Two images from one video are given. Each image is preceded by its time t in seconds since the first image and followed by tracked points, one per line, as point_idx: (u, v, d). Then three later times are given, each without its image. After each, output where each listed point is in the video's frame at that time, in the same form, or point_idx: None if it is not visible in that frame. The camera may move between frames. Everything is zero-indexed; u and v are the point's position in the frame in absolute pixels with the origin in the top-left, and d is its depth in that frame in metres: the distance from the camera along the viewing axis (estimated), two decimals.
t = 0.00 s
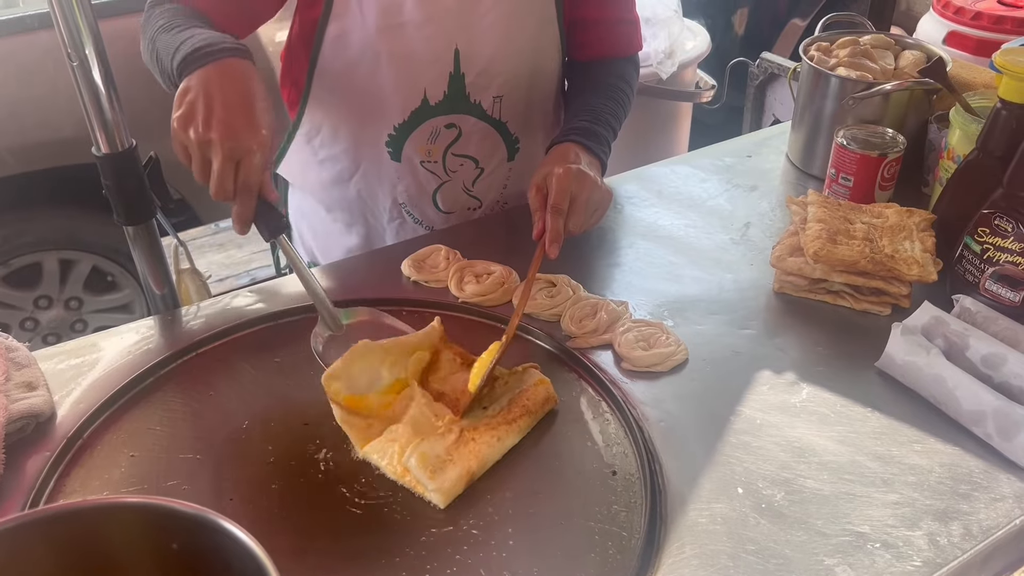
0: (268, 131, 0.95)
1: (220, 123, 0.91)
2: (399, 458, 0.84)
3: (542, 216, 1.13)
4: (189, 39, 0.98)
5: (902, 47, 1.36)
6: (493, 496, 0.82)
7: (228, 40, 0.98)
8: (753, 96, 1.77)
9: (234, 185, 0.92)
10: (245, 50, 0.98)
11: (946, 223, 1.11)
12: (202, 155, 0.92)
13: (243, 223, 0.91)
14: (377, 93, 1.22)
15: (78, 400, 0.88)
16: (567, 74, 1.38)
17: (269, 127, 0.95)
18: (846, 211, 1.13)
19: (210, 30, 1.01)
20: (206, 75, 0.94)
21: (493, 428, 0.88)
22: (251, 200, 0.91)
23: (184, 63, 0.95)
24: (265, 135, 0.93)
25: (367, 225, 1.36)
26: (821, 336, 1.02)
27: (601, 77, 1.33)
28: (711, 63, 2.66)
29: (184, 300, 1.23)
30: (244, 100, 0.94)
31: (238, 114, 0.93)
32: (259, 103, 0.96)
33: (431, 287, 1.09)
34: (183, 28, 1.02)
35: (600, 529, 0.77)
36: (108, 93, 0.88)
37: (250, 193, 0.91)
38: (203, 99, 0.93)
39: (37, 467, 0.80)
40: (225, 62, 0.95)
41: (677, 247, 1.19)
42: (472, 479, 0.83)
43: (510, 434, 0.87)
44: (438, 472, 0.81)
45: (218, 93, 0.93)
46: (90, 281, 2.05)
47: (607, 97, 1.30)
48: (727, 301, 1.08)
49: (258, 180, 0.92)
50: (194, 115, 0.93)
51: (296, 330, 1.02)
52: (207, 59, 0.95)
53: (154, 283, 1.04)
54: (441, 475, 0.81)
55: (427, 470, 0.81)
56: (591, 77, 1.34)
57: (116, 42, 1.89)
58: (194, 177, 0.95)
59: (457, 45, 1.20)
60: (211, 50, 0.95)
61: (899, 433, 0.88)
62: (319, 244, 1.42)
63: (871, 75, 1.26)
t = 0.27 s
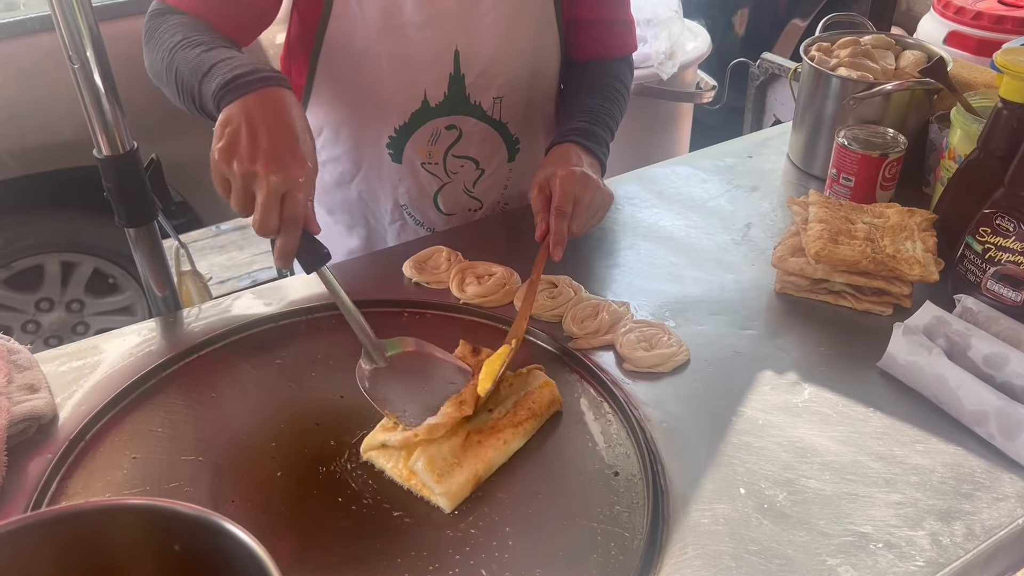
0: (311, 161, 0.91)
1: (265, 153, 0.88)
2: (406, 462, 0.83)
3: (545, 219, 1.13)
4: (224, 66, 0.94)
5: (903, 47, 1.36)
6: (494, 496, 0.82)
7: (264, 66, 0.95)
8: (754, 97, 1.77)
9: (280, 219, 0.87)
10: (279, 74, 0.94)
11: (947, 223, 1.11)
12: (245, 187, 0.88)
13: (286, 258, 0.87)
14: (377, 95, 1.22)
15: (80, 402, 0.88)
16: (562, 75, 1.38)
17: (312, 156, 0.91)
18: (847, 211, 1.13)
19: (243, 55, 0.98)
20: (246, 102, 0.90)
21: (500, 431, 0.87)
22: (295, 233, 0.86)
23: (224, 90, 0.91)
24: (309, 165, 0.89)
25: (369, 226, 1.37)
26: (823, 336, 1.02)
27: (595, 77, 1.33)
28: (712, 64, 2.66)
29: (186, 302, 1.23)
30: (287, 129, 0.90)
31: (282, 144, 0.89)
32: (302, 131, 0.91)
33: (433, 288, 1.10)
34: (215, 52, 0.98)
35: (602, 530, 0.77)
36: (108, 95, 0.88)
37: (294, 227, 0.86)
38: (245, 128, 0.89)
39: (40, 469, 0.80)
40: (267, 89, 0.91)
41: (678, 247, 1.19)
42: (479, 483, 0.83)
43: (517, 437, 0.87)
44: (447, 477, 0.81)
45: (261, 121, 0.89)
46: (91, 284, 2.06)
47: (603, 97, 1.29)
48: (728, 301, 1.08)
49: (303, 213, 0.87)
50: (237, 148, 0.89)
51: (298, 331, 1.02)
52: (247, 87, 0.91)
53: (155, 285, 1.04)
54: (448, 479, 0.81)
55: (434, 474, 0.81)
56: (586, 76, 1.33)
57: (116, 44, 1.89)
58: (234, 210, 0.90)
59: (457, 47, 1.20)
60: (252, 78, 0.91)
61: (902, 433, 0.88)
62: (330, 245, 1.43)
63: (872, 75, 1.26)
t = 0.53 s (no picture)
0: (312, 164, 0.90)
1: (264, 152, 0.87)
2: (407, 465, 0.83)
3: (543, 204, 1.13)
4: (225, 58, 0.95)
5: (902, 48, 1.36)
6: (493, 496, 0.82)
7: (264, 61, 0.95)
8: (754, 97, 1.77)
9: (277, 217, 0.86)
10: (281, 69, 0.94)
11: (947, 223, 1.11)
12: (242, 185, 0.87)
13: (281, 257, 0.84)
14: (377, 96, 1.22)
15: (80, 405, 0.88)
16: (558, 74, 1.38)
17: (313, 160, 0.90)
18: (847, 211, 1.13)
19: (242, 48, 0.98)
20: (248, 98, 0.90)
21: (501, 432, 0.87)
22: (292, 232, 0.84)
23: (224, 82, 0.91)
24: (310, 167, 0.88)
25: (367, 227, 1.37)
26: (823, 337, 1.02)
27: (593, 74, 1.33)
28: (712, 65, 2.66)
29: (186, 304, 1.23)
30: (289, 131, 0.90)
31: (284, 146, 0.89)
32: (305, 136, 0.91)
33: (433, 290, 1.10)
34: (214, 46, 0.98)
35: (601, 531, 0.77)
36: (108, 97, 0.88)
37: (292, 226, 0.85)
38: (247, 127, 0.89)
39: (40, 471, 0.80)
40: (268, 84, 0.91)
41: (678, 248, 1.19)
42: (480, 485, 0.82)
43: (517, 439, 0.87)
44: (448, 479, 0.81)
45: (262, 121, 0.89)
46: (92, 286, 2.06)
47: (598, 91, 1.29)
48: (728, 302, 1.08)
49: (302, 214, 0.86)
50: (237, 146, 0.88)
51: (297, 333, 1.02)
52: (249, 81, 0.91)
53: (156, 287, 1.04)
54: (450, 481, 0.80)
55: (434, 477, 0.81)
56: (583, 75, 1.33)
57: (116, 47, 1.89)
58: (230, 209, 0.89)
59: (456, 47, 1.20)
60: (253, 72, 0.92)
61: (901, 434, 0.88)
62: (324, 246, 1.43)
63: (871, 75, 1.26)
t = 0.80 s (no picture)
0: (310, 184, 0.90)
1: (261, 172, 0.87)
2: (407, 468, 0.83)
3: (544, 215, 1.13)
4: (226, 74, 0.95)
5: (901, 49, 1.36)
6: (492, 497, 0.82)
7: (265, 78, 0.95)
8: (753, 98, 1.77)
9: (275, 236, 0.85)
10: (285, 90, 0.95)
11: (946, 224, 1.11)
12: (238, 204, 0.87)
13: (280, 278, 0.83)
14: (375, 97, 1.22)
15: (80, 407, 0.88)
16: (555, 73, 1.37)
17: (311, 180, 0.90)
18: (845, 212, 1.13)
19: (244, 65, 0.98)
20: (246, 117, 0.90)
21: (500, 434, 0.87)
22: (290, 252, 0.83)
23: (225, 97, 0.91)
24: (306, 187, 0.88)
25: (367, 229, 1.37)
26: (822, 338, 1.02)
27: (593, 74, 1.32)
28: (711, 65, 2.66)
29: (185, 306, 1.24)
30: (286, 151, 0.90)
31: (282, 165, 0.89)
32: (302, 156, 0.91)
33: (432, 292, 1.10)
34: (216, 60, 0.99)
35: (600, 533, 0.77)
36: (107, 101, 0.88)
37: (290, 247, 0.84)
38: (244, 146, 0.89)
39: (40, 474, 0.80)
40: (268, 102, 0.92)
41: (677, 249, 1.19)
42: (478, 487, 0.83)
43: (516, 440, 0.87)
44: (445, 482, 0.81)
45: (260, 140, 0.89)
46: (92, 288, 2.07)
47: (597, 92, 1.29)
48: (727, 303, 1.08)
49: (300, 234, 0.85)
50: (232, 162, 0.88)
51: (297, 335, 1.02)
52: (249, 99, 0.91)
53: (155, 290, 1.04)
54: (448, 484, 0.81)
55: (432, 480, 0.81)
56: (582, 75, 1.33)
57: (116, 49, 1.90)
58: (224, 230, 0.88)
59: (453, 48, 1.20)
60: (254, 90, 0.92)
61: (900, 435, 0.88)
62: (324, 248, 1.42)
63: (870, 77, 1.26)
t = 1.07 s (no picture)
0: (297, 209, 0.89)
1: (247, 199, 0.87)
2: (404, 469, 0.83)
3: (542, 217, 1.14)
4: (220, 88, 0.94)
5: (900, 47, 1.36)
6: (491, 496, 0.82)
7: (258, 96, 0.94)
8: (753, 97, 1.77)
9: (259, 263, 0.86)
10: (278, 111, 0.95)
11: (946, 222, 1.11)
12: (222, 231, 0.87)
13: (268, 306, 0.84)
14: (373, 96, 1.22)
15: (79, 407, 0.88)
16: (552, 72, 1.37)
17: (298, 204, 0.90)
18: (846, 211, 1.13)
19: (237, 80, 0.97)
20: (233, 141, 0.89)
21: (497, 431, 0.87)
22: (275, 279, 0.84)
23: (215, 117, 0.91)
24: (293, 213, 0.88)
25: (367, 228, 1.36)
26: (822, 336, 1.02)
27: (589, 72, 1.32)
28: (711, 64, 2.66)
29: (184, 305, 1.24)
30: (273, 175, 0.89)
31: (268, 190, 0.88)
32: (291, 179, 0.91)
33: (432, 291, 1.10)
34: (211, 71, 0.98)
35: (600, 532, 0.77)
36: (105, 101, 0.88)
37: (277, 274, 0.85)
38: (231, 171, 0.88)
39: (39, 474, 0.80)
40: (259, 125, 0.91)
41: (677, 248, 1.19)
42: (476, 484, 0.82)
43: (512, 436, 0.87)
44: (443, 480, 0.81)
45: (246, 165, 0.89)
46: (92, 288, 2.06)
47: (594, 92, 1.29)
48: (727, 302, 1.08)
49: (284, 261, 0.86)
50: (216, 189, 0.88)
51: (297, 335, 1.02)
52: (239, 121, 0.90)
53: (155, 290, 1.04)
54: (445, 483, 0.80)
55: (429, 479, 0.81)
56: (578, 73, 1.33)
57: (116, 49, 1.90)
58: (208, 252, 0.89)
59: (450, 46, 1.21)
60: (245, 112, 0.91)
61: (900, 433, 0.88)
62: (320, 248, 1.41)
63: (869, 75, 1.26)
